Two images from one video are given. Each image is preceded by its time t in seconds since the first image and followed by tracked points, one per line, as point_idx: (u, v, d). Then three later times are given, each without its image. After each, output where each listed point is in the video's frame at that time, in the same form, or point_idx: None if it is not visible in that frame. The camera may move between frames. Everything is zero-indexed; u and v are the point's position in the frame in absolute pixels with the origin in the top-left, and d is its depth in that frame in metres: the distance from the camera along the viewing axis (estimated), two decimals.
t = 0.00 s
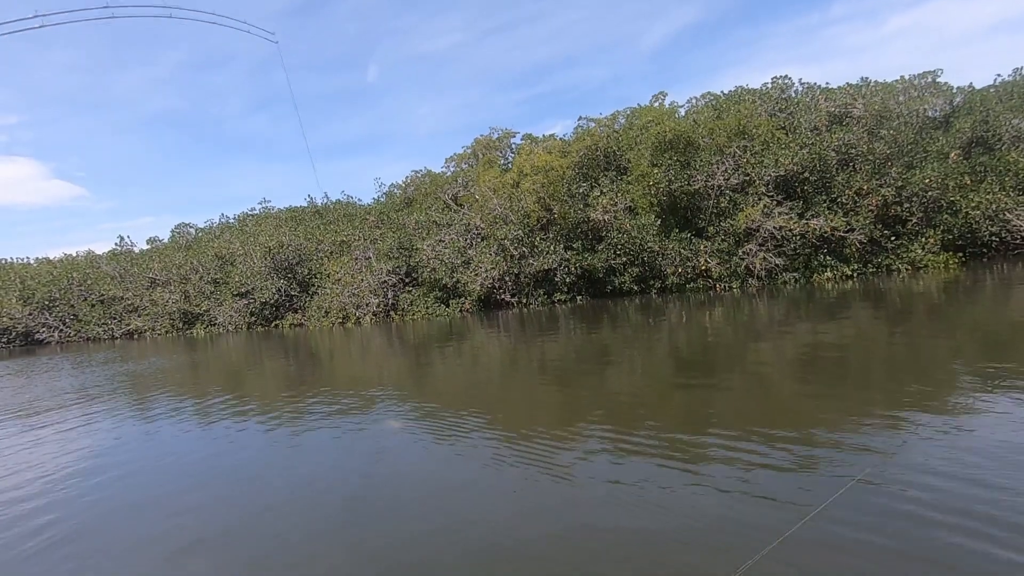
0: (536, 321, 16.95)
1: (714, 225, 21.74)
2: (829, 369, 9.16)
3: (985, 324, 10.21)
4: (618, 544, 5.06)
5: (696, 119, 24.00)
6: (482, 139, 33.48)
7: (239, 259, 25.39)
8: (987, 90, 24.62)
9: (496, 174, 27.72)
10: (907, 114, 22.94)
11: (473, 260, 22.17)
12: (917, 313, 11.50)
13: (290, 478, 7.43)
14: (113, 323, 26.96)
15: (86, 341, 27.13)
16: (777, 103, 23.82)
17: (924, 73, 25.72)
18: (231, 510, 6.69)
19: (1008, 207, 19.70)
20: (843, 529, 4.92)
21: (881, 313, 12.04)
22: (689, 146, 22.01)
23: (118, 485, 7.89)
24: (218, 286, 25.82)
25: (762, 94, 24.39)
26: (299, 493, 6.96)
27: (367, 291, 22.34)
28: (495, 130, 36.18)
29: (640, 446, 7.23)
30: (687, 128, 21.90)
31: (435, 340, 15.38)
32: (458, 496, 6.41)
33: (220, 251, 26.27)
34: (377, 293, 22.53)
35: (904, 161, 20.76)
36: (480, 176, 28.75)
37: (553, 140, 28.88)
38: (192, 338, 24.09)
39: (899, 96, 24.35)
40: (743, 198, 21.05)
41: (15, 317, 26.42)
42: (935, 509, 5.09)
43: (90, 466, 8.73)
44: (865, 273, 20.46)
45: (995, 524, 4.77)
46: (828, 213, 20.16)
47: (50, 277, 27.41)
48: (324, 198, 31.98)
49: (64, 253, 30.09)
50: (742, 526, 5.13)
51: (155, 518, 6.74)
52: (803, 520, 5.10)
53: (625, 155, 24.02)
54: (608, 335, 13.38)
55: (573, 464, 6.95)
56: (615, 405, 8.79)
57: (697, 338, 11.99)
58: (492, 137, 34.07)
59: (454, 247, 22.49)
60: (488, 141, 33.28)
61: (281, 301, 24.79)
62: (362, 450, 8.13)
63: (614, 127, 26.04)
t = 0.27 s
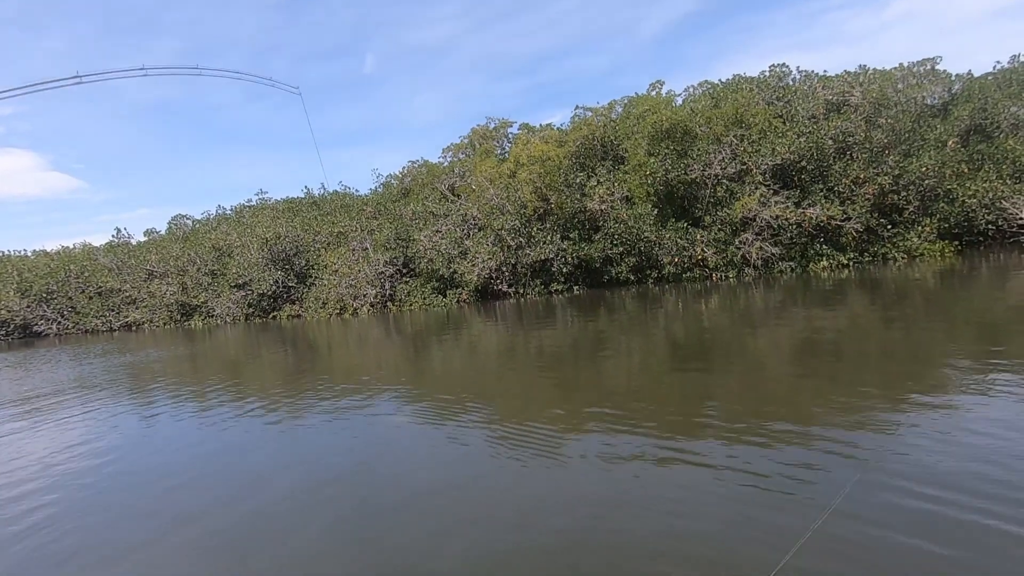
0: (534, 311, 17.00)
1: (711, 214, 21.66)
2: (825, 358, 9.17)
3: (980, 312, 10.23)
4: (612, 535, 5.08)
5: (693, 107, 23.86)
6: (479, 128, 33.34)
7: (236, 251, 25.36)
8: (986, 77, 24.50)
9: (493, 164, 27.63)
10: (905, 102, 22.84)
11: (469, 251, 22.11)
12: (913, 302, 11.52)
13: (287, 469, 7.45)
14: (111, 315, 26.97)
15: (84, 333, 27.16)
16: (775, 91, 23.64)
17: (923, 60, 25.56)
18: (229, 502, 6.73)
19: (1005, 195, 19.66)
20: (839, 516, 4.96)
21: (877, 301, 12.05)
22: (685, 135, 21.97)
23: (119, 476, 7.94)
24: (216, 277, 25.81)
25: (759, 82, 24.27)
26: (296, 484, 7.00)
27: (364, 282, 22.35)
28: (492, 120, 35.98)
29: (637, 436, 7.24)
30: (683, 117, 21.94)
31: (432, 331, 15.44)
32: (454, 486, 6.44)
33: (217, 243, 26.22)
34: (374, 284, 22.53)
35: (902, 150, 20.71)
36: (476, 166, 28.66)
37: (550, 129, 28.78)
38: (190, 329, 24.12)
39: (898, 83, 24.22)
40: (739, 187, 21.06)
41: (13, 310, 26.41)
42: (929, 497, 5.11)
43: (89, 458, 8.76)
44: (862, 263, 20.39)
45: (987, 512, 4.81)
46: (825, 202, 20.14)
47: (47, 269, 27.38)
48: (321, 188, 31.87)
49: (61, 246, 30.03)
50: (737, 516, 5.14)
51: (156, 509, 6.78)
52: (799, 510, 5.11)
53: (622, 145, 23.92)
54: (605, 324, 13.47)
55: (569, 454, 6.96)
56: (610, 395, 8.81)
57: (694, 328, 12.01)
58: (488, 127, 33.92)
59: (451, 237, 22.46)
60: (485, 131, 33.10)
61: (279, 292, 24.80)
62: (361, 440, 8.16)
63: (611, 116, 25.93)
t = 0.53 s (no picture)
0: (532, 302, 17.05)
1: (708, 205, 21.55)
2: (822, 347, 9.20)
3: (977, 301, 10.26)
4: (606, 526, 5.11)
5: (691, 98, 23.71)
6: (476, 120, 33.21)
7: (234, 244, 25.34)
8: (985, 65, 24.37)
9: (490, 156, 27.55)
10: (904, 91, 22.73)
11: (467, 243, 22.07)
12: (909, 291, 11.54)
13: (286, 462, 7.50)
14: (110, 309, 27.00)
15: (84, 328, 27.19)
16: (774, 81, 23.52)
17: (922, 48, 25.42)
18: (228, 495, 6.78)
19: (1003, 183, 19.56)
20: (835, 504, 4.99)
21: (874, 291, 12.08)
22: (683, 125, 21.80)
23: (122, 469, 8.00)
24: (214, 271, 25.80)
25: (757, 71, 24.10)
26: (296, 477, 7.04)
27: (362, 275, 22.36)
28: (489, 111, 35.80)
29: (635, 426, 7.27)
30: (681, 107, 21.77)
31: (431, 323, 15.50)
32: (451, 478, 6.47)
33: (215, 236, 26.18)
34: (373, 276, 22.54)
35: (900, 139, 20.66)
36: (474, 158, 28.58)
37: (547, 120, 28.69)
38: (190, 323, 24.15)
39: (897, 72, 24.09)
40: (737, 177, 21.05)
41: (12, 304, 26.41)
42: (926, 485, 5.14)
43: (91, 451, 8.82)
44: (859, 253, 20.28)
45: (982, 500, 4.84)
46: (822, 192, 20.14)
47: (46, 263, 27.39)
48: (319, 181, 31.79)
49: (59, 240, 29.99)
50: (732, 506, 5.18)
51: (157, 501, 6.84)
52: (795, 499, 5.15)
53: (619, 136, 23.84)
54: (603, 314, 13.63)
55: (567, 445, 6.99)
56: (607, 386, 8.86)
57: (691, 318, 12.04)
58: (486, 118, 33.79)
59: (448, 230, 22.44)
60: (482, 122, 32.98)
61: (277, 285, 24.81)
62: (361, 432, 8.22)
63: (608, 107, 25.83)
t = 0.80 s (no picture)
0: (535, 300, 17.06)
1: (711, 202, 21.55)
2: (826, 346, 9.17)
3: (982, 298, 10.19)
4: (608, 523, 5.14)
5: (693, 95, 23.61)
6: (479, 118, 33.20)
7: (239, 243, 25.46)
8: (992, 60, 24.17)
9: (493, 154, 27.54)
10: (910, 86, 22.55)
11: (469, 241, 22.13)
12: (914, 289, 11.49)
13: (293, 459, 7.56)
14: (117, 308, 27.19)
15: (90, 326, 27.41)
16: (777, 77, 23.38)
17: (928, 43, 25.23)
18: (233, 492, 6.83)
19: (1009, 179, 19.43)
20: (839, 505, 4.98)
21: (878, 289, 12.02)
22: (686, 123, 21.61)
23: (129, 466, 8.08)
24: (219, 270, 25.93)
25: (761, 67, 23.94)
26: (300, 474, 7.07)
27: (365, 273, 22.43)
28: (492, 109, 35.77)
29: (639, 425, 7.27)
30: (684, 103, 21.52)
31: (434, 321, 15.54)
32: (454, 476, 6.48)
33: (220, 235, 26.30)
34: (376, 275, 22.61)
35: (904, 135, 20.51)
36: (477, 156, 28.58)
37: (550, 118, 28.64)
38: (195, 322, 24.30)
39: (903, 67, 23.92)
40: (740, 175, 20.94)
41: (19, 304, 26.64)
42: (931, 485, 5.12)
43: (96, 449, 8.89)
44: (862, 250, 20.23)
45: (988, 501, 4.81)
46: (825, 189, 20.06)
47: (53, 263, 27.61)
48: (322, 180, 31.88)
49: (66, 240, 30.22)
50: (735, 506, 5.17)
51: (164, 498, 6.91)
52: (799, 499, 5.14)
53: (622, 133, 23.81)
54: (605, 312, 13.62)
55: (571, 443, 6.99)
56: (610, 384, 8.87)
57: (693, 316, 12.02)
58: (489, 116, 33.76)
59: (451, 228, 22.45)
60: (485, 120, 32.95)
61: (281, 284, 24.93)
62: (366, 430, 8.27)
63: (611, 104, 25.78)
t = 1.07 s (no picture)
0: (537, 306, 16.98)
1: (714, 207, 21.58)
2: (829, 352, 9.13)
3: (986, 304, 10.14)
4: (610, 530, 5.10)
5: (696, 100, 23.64)
6: (482, 123, 33.31)
7: (243, 248, 25.60)
8: (996, 66, 24.10)
9: (496, 159, 27.63)
10: (913, 92, 22.49)
11: (472, 246, 22.20)
12: (918, 295, 11.44)
13: (295, 464, 7.55)
14: (122, 312, 27.36)
15: (96, 330, 27.58)
16: (780, 83, 23.38)
17: (931, 48, 25.19)
18: (236, 495, 6.86)
19: (1014, 185, 19.33)
20: (841, 512, 4.94)
21: (882, 294, 11.97)
22: (690, 128, 21.72)
23: (133, 469, 8.12)
24: (223, 274, 26.06)
25: (764, 73, 23.97)
26: (303, 478, 7.10)
27: (368, 278, 22.50)
28: (495, 114, 35.93)
29: (641, 430, 7.26)
30: (687, 109, 21.72)
31: (436, 326, 15.56)
32: (456, 481, 6.49)
33: (224, 240, 26.45)
34: (379, 280, 22.68)
35: (908, 141, 20.43)
36: (480, 161, 28.68)
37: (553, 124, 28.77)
38: (199, 326, 24.42)
39: (907, 73, 23.87)
40: (742, 180, 20.81)
41: (26, 307, 26.84)
42: (935, 493, 5.08)
43: (98, 454, 8.91)
44: (865, 255, 20.29)
45: (993, 509, 4.77)
46: (828, 194, 20.04)
47: (60, 267, 27.82)
48: (327, 185, 32.03)
49: (72, 244, 30.46)
50: (735, 512, 5.15)
51: (166, 503, 6.91)
52: (801, 506, 5.11)
53: (625, 139, 23.88)
54: (605, 319, 13.58)
55: (572, 448, 7.00)
56: (611, 390, 8.85)
57: (695, 322, 11.99)
58: (492, 122, 33.89)
59: (454, 233, 22.50)
60: (488, 126, 33.07)
61: (285, 289, 25.03)
62: (368, 435, 8.25)
63: (614, 110, 25.89)
